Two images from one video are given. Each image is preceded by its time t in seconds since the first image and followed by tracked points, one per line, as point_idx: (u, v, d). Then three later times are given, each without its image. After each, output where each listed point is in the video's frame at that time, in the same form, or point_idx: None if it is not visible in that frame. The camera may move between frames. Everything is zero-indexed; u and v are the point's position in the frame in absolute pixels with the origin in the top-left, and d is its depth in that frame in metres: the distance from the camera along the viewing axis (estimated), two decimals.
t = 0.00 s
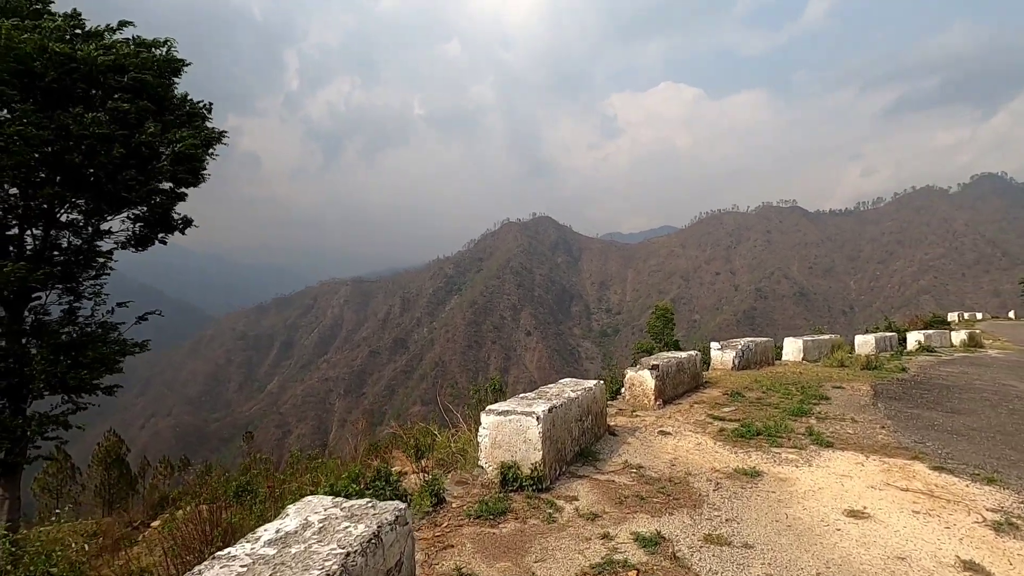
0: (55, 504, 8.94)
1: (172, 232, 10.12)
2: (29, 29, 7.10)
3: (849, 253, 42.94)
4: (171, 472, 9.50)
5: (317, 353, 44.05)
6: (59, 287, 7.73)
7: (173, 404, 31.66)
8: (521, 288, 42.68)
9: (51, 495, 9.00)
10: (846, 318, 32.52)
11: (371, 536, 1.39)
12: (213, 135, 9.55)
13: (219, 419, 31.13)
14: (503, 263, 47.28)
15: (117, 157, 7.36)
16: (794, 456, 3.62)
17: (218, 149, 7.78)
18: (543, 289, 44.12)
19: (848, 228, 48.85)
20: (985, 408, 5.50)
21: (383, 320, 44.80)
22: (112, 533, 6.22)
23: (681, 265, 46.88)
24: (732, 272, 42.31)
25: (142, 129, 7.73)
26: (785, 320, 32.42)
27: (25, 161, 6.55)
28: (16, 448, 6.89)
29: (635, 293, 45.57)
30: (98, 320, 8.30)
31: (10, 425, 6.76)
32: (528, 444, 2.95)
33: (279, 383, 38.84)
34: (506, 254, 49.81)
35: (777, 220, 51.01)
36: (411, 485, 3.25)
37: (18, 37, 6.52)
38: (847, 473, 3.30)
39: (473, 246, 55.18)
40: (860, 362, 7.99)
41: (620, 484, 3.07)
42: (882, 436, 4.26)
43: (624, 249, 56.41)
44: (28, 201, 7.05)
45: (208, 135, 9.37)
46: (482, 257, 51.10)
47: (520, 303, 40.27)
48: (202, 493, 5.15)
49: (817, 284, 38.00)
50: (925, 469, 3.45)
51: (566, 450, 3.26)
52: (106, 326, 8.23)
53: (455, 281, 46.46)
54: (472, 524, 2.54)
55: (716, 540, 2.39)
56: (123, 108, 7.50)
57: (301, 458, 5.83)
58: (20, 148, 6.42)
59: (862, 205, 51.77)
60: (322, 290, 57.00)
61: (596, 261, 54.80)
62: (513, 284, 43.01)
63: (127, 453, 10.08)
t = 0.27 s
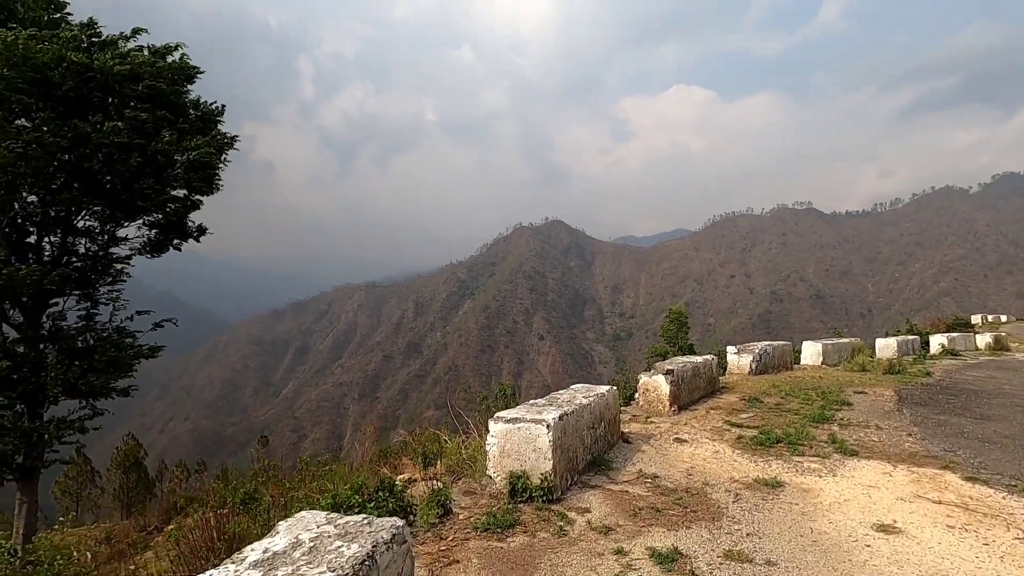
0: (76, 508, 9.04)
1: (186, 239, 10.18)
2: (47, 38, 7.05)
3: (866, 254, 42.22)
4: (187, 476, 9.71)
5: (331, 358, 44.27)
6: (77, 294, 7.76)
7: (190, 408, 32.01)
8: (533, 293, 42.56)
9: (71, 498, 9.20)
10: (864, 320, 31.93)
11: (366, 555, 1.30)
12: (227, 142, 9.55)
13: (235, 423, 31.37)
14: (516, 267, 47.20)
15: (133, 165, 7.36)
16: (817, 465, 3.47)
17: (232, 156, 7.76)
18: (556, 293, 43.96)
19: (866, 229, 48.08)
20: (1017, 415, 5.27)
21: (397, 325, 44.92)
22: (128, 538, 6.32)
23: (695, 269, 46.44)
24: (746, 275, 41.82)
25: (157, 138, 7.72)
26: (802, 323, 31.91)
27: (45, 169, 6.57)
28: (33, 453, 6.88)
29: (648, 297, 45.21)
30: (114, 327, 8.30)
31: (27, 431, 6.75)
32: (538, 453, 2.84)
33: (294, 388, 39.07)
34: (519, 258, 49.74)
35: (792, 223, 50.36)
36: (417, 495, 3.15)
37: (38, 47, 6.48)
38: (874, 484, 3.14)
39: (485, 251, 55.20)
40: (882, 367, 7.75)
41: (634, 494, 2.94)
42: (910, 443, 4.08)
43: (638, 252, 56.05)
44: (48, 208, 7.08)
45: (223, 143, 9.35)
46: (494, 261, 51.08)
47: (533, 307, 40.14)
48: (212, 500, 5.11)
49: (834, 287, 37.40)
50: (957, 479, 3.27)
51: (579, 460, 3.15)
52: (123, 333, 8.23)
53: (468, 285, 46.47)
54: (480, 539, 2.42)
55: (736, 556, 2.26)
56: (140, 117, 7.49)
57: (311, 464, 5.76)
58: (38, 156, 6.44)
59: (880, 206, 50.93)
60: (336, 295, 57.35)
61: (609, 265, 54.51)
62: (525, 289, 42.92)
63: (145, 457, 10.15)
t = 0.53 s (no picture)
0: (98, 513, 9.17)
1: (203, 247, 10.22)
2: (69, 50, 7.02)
3: (888, 259, 41.37)
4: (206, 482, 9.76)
5: (347, 364, 44.49)
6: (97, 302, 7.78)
7: (209, 414, 32.35)
8: (548, 299, 42.40)
9: (94, 503, 9.38)
10: (886, 326, 31.21)
11: None
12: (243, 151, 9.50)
13: (253, 429, 31.61)
14: (530, 273, 47.08)
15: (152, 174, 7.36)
16: (845, 482, 3.28)
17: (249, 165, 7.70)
18: (571, 299, 43.73)
19: (887, 233, 47.14)
20: None
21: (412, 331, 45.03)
22: (145, 545, 6.35)
23: (712, 274, 45.88)
24: (764, 280, 41.22)
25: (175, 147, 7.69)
26: (822, 329, 31.31)
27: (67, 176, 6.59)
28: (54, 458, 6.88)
29: (664, 303, 44.76)
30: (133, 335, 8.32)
31: (49, 436, 6.77)
32: (551, 469, 2.72)
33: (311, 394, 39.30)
34: (533, 264, 49.64)
35: (811, 227, 49.58)
36: (426, 511, 3.06)
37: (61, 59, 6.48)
38: (907, 503, 2.95)
39: (500, 256, 55.18)
40: (909, 375, 7.47)
41: (652, 513, 2.80)
42: (943, 458, 3.88)
43: (653, 257, 55.59)
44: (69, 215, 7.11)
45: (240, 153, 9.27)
46: (509, 267, 51.01)
47: (548, 313, 39.95)
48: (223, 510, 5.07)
49: (854, 292, 36.69)
50: (995, 497, 3.08)
51: (593, 476, 3.02)
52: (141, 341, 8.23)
53: (483, 291, 46.46)
54: (490, 561, 2.31)
55: None
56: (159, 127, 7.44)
57: (323, 473, 5.68)
58: (59, 167, 6.47)
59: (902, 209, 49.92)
60: (352, 301, 57.72)
61: (624, 271, 54.13)
62: (540, 295, 42.78)
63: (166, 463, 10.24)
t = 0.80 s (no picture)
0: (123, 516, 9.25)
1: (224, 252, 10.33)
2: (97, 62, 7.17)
3: (914, 263, 40.32)
4: (227, 486, 9.67)
5: (366, 369, 44.76)
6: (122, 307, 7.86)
7: (231, 418, 32.78)
8: (566, 304, 42.17)
9: (120, 505, 9.46)
10: (913, 332, 30.36)
11: None
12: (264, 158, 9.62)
13: (274, 433, 31.93)
14: (548, 279, 46.93)
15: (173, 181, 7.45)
16: (883, 498, 3.11)
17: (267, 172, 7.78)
18: (589, 305, 43.45)
19: (914, 236, 45.97)
20: None
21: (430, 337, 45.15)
22: (167, 549, 6.36)
23: (732, 279, 45.19)
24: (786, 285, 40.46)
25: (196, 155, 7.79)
26: (847, 335, 30.57)
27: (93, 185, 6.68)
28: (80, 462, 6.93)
29: (684, 308, 44.19)
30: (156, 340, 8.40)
31: (75, 440, 6.82)
32: (571, 482, 2.61)
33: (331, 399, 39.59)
34: (551, 270, 49.48)
35: (835, 230, 48.59)
36: (442, 523, 2.97)
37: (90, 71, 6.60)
38: (952, 522, 2.77)
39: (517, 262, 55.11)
40: (943, 384, 7.17)
41: (678, 529, 2.66)
42: (986, 473, 3.67)
43: (672, 262, 54.99)
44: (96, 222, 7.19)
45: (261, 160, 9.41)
46: (526, 273, 50.91)
47: (566, 319, 39.73)
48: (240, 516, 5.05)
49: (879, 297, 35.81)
50: None
51: (614, 489, 2.90)
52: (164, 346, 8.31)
53: (500, 297, 46.41)
54: None
55: None
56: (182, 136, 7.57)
57: (341, 479, 5.62)
58: (87, 176, 6.58)
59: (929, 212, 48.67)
60: (371, 307, 58.13)
61: (642, 276, 53.63)
62: (558, 300, 42.61)
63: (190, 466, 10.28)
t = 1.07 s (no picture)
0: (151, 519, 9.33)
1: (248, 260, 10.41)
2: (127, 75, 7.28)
3: (948, 269, 39.03)
4: (252, 492, 9.61)
5: (388, 376, 44.97)
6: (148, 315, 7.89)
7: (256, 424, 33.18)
8: (587, 312, 41.85)
9: (149, 509, 9.54)
10: (946, 339, 29.30)
11: None
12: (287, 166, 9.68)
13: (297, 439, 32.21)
14: (569, 286, 46.67)
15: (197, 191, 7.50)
16: (935, 520, 2.89)
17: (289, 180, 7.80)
18: (610, 312, 43.04)
19: (947, 241, 44.53)
20: None
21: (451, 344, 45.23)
22: (191, 556, 6.35)
23: (757, 285, 44.34)
24: (813, 291, 39.52)
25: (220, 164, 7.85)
26: (876, 343, 29.67)
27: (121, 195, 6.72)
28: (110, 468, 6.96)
29: (707, 316, 43.46)
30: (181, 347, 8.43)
31: (104, 446, 6.86)
32: (598, 500, 2.47)
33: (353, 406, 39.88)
34: (572, 277, 49.21)
35: (863, 235, 47.38)
36: (463, 539, 2.84)
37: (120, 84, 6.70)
38: (1016, 549, 2.54)
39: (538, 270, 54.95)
40: (986, 395, 6.83)
41: (713, 552, 2.50)
42: None
43: (695, 269, 54.22)
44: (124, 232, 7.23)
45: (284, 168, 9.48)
46: (547, 280, 50.72)
47: (587, 326, 39.40)
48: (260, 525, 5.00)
49: (910, 305, 34.73)
50: None
51: (643, 505, 2.74)
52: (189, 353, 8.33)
53: (521, 304, 46.29)
54: None
55: None
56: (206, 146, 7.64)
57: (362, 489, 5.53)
58: (117, 188, 6.62)
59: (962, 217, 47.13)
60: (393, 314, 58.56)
61: (664, 283, 52.97)
62: (579, 308, 42.31)
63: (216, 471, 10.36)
